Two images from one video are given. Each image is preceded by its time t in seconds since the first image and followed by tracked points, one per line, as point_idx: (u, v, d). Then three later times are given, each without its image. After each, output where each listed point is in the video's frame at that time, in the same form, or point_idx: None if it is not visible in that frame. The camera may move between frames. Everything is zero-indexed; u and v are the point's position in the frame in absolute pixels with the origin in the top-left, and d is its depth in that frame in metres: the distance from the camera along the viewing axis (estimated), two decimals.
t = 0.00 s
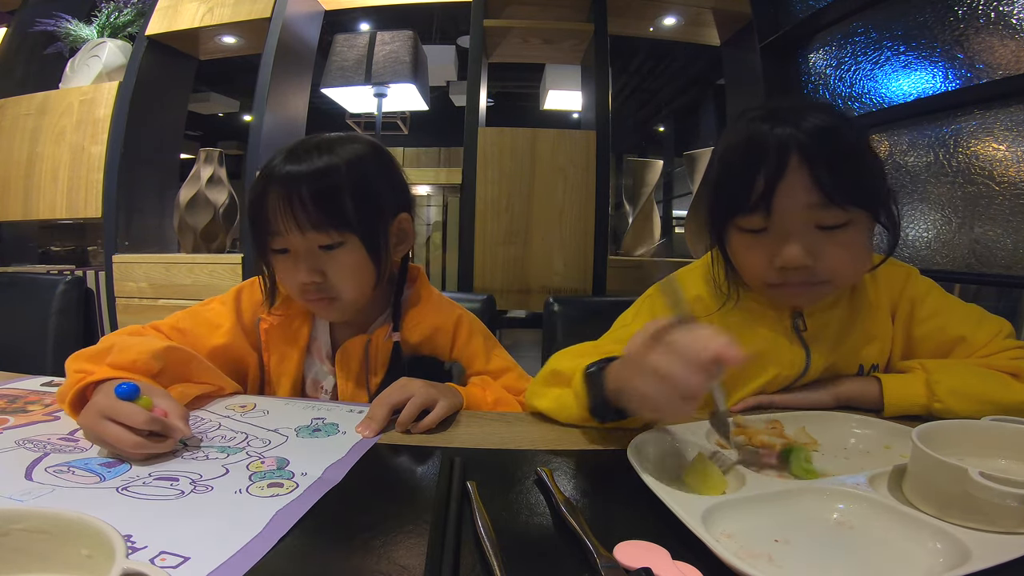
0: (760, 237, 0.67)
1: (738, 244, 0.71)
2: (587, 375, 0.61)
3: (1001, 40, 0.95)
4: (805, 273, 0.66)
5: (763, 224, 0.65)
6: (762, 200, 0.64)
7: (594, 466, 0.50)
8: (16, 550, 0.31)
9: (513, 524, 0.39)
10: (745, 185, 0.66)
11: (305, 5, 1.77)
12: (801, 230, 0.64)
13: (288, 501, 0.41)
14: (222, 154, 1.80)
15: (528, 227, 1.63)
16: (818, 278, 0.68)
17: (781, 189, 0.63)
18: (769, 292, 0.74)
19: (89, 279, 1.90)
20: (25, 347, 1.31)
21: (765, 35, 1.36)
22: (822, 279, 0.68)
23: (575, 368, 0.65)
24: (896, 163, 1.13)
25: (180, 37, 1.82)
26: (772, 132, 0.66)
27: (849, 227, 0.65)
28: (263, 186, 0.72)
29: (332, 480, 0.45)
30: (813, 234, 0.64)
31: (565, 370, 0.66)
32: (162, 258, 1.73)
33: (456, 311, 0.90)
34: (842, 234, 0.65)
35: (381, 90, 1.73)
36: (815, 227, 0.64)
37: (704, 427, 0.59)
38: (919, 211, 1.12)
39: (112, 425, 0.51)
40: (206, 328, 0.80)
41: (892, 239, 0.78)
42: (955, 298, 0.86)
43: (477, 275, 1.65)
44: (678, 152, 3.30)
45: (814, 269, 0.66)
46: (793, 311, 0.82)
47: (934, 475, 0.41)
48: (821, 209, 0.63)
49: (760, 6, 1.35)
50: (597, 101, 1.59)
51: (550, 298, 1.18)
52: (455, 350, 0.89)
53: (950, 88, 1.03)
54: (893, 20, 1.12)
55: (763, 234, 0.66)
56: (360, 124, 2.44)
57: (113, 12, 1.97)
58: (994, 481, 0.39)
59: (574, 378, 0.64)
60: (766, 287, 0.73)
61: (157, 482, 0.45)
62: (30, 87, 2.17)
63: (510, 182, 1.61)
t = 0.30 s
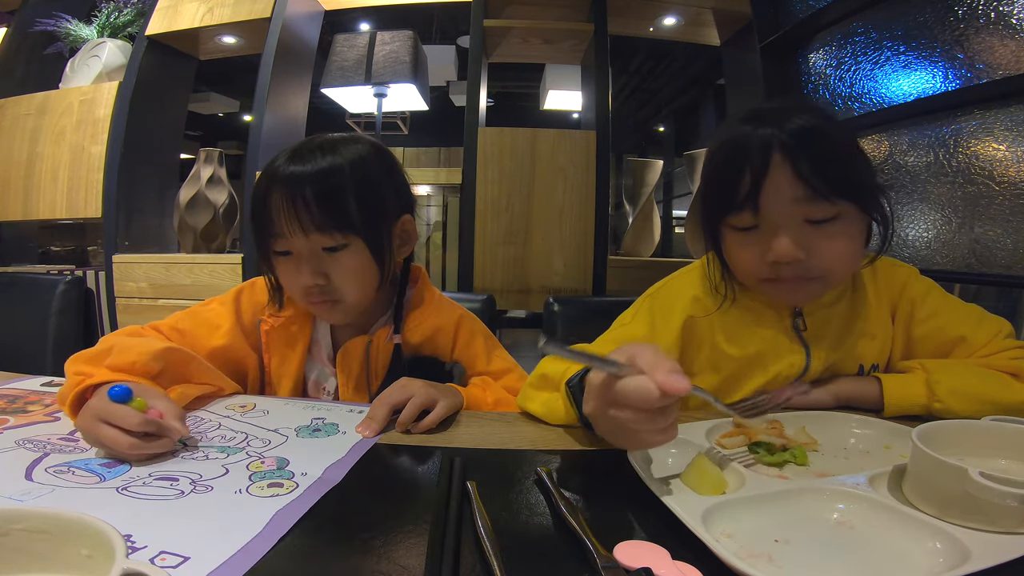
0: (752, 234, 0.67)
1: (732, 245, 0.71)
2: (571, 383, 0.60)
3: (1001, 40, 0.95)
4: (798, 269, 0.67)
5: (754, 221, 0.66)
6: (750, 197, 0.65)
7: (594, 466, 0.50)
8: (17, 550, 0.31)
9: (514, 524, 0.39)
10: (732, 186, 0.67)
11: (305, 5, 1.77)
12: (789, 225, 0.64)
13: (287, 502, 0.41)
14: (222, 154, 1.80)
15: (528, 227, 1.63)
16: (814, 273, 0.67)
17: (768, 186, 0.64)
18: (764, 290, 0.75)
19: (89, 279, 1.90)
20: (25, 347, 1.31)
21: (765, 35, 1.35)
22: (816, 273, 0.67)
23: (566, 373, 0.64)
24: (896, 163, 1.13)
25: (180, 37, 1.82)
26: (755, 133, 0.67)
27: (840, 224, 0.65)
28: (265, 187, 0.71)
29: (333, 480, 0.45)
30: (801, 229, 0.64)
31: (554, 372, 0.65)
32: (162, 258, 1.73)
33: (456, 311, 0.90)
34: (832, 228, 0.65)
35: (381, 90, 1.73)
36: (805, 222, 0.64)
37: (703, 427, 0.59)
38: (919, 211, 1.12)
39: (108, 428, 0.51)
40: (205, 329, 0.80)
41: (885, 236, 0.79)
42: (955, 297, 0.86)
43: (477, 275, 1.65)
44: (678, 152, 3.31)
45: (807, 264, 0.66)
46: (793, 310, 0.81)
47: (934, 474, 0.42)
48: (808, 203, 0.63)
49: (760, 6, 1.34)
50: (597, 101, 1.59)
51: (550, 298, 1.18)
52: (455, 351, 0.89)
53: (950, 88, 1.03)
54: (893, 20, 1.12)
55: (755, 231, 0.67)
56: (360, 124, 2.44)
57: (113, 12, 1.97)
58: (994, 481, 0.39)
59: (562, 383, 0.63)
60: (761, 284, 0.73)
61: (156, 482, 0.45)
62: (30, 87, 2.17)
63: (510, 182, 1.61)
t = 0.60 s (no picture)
0: (749, 229, 0.67)
1: (731, 241, 0.71)
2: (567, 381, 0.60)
3: (1000, 40, 0.95)
4: (797, 265, 0.66)
5: (751, 216, 0.66)
6: (746, 195, 0.65)
7: (595, 466, 0.50)
8: (16, 550, 0.31)
9: (511, 523, 0.39)
10: (728, 183, 0.68)
11: (305, 5, 1.77)
12: (785, 223, 0.64)
13: (277, 500, 0.42)
14: (222, 154, 1.80)
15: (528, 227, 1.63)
16: (813, 270, 0.67)
17: (763, 181, 0.64)
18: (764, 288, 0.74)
19: (89, 279, 1.90)
20: (25, 347, 1.31)
21: (765, 35, 1.35)
22: (815, 272, 0.67)
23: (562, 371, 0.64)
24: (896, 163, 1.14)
25: (180, 37, 1.82)
26: (751, 133, 0.67)
27: (837, 214, 0.65)
28: (266, 187, 0.71)
29: (333, 481, 0.45)
30: (797, 226, 0.64)
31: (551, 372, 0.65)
32: (162, 258, 1.73)
33: (457, 315, 0.90)
34: (829, 218, 0.65)
35: (381, 90, 1.73)
36: (802, 214, 0.64)
37: (703, 426, 0.59)
38: (919, 211, 1.12)
39: (75, 426, 0.52)
40: (199, 322, 0.82)
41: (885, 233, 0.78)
42: (955, 297, 0.86)
43: (477, 275, 1.65)
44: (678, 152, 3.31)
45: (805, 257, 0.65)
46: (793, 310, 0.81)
47: (935, 475, 0.41)
48: (804, 196, 0.63)
49: (760, 6, 1.34)
50: (597, 101, 1.59)
51: (550, 298, 1.18)
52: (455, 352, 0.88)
53: (950, 88, 1.03)
54: (893, 20, 1.12)
55: (752, 229, 0.67)
56: (360, 123, 2.44)
57: (113, 12, 1.97)
58: (994, 482, 0.39)
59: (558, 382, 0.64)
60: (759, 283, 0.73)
61: (148, 478, 0.45)
62: (30, 86, 2.17)
63: (510, 182, 1.61)
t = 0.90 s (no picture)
0: (749, 229, 0.67)
1: (731, 241, 0.71)
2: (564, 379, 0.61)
3: (1001, 40, 0.95)
4: (796, 264, 0.66)
5: (750, 216, 0.66)
6: (744, 194, 0.66)
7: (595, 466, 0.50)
8: (16, 550, 0.31)
9: (510, 523, 0.39)
10: (727, 183, 0.68)
11: (305, 5, 1.77)
12: (784, 222, 0.64)
13: (277, 501, 0.41)
14: (222, 154, 1.80)
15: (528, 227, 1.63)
16: (811, 268, 0.67)
17: (761, 180, 0.64)
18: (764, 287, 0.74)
19: (89, 279, 1.90)
20: (25, 347, 1.31)
21: (765, 35, 1.35)
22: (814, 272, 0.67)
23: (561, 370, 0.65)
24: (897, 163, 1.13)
25: (180, 37, 1.82)
26: (749, 134, 0.67)
27: (835, 214, 0.65)
28: (272, 193, 0.70)
29: (333, 481, 0.45)
30: (796, 225, 0.64)
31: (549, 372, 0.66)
32: (162, 258, 1.73)
33: (458, 319, 0.91)
34: (828, 217, 0.65)
35: (381, 89, 1.73)
36: (800, 213, 0.64)
37: (703, 426, 0.59)
38: (919, 211, 1.12)
39: (76, 421, 0.52)
40: (191, 331, 0.82)
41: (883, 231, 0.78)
42: (955, 297, 0.86)
43: (477, 275, 1.65)
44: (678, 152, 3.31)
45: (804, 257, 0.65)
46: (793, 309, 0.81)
47: (935, 475, 0.41)
48: (801, 196, 0.63)
49: (760, 6, 1.34)
50: (597, 101, 1.59)
51: (550, 298, 1.18)
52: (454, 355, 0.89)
53: (950, 88, 1.03)
54: (893, 20, 1.12)
55: (752, 228, 0.67)
56: (360, 123, 2.44)
57: (113, 12, 1.97)
58: (994, 482, 0.39)
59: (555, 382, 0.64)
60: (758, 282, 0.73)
61: (148, 478, 0.45)
62: (30, 86, 2.17)
63: (510, 182, 1.61)
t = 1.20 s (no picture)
0: (744, 232, 0.67)
1: (728, 242, 0.71)
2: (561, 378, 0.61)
3: (1001, 40, 0.95)
4: (794, 266, 0.66)
5: (746, 219, 0.66)
6: (740, 195, 0.66)
7: (596, 466, 0.50)
8: (16, 550, 0.31)
9: (509, 524, 0.39)
10: (726, 184, 0.68)
11: (305, 5, 1.77)
12: (783, 223, 0.64)
13: (277, 501, 0.41)
14: (222, 154, 1.80)
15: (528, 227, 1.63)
16: (809, 269, 0.67)
17: (756, 181, 0.64)
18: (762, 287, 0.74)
19: (89, 279, 1.90)
20: (26, 346, 1.31)
21: (765, 35, 1.35)
22: (813, 271, 0.67)
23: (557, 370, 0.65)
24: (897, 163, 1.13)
25: (180, 37, 1.82)
26: (748, 134, 0.67)
27: (834, 216, 0.65)
28: (262, 205, 0.69)
29: (334, 481, 0.45)
30: (793, 225, 0.64)
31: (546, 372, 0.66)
32: (162, 258, 1.73)
33: (457, 321, 0.91)
34: (824, 219, 0.65)
35: (381, 89, 1.73)
36: (795, 216, 0.64)
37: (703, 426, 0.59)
38: (919, 211, 1.12)
39: (86, 420, 0.52)
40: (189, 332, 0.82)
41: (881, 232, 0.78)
42: (955, 297, 0.86)
43: (477, 275, 1.65)
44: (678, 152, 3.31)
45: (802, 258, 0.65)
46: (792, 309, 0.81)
47: (935, 475, 0.41)
48: (798, 197, 0.63)
49: (760, 6, 1.34)
50: (597, 101, 1.59)
51: (550, 298, 1.18)
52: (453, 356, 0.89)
53: (950, 88, 1.03)
54: (893, 20, 1.12)
55: (748, 231, 0.67)
56: (360, 123, 2.44)
57: (113, 12, 1.97)
58: (994, 481, 0.39)
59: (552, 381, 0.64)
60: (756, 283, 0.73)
61: (148, 478, 0.45)
62: (30, 87, 2.17)
63: (510, 182, 1.61)
